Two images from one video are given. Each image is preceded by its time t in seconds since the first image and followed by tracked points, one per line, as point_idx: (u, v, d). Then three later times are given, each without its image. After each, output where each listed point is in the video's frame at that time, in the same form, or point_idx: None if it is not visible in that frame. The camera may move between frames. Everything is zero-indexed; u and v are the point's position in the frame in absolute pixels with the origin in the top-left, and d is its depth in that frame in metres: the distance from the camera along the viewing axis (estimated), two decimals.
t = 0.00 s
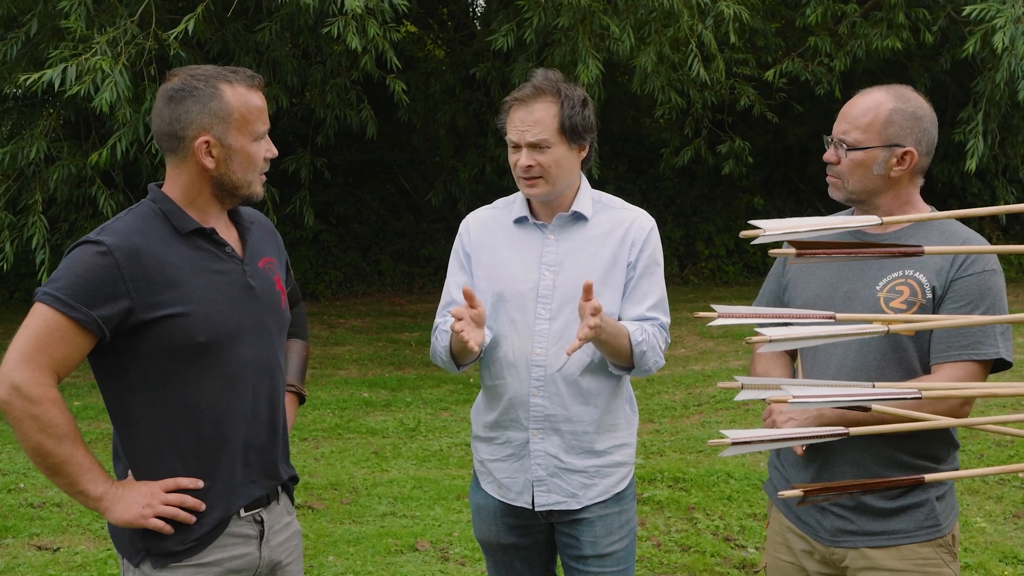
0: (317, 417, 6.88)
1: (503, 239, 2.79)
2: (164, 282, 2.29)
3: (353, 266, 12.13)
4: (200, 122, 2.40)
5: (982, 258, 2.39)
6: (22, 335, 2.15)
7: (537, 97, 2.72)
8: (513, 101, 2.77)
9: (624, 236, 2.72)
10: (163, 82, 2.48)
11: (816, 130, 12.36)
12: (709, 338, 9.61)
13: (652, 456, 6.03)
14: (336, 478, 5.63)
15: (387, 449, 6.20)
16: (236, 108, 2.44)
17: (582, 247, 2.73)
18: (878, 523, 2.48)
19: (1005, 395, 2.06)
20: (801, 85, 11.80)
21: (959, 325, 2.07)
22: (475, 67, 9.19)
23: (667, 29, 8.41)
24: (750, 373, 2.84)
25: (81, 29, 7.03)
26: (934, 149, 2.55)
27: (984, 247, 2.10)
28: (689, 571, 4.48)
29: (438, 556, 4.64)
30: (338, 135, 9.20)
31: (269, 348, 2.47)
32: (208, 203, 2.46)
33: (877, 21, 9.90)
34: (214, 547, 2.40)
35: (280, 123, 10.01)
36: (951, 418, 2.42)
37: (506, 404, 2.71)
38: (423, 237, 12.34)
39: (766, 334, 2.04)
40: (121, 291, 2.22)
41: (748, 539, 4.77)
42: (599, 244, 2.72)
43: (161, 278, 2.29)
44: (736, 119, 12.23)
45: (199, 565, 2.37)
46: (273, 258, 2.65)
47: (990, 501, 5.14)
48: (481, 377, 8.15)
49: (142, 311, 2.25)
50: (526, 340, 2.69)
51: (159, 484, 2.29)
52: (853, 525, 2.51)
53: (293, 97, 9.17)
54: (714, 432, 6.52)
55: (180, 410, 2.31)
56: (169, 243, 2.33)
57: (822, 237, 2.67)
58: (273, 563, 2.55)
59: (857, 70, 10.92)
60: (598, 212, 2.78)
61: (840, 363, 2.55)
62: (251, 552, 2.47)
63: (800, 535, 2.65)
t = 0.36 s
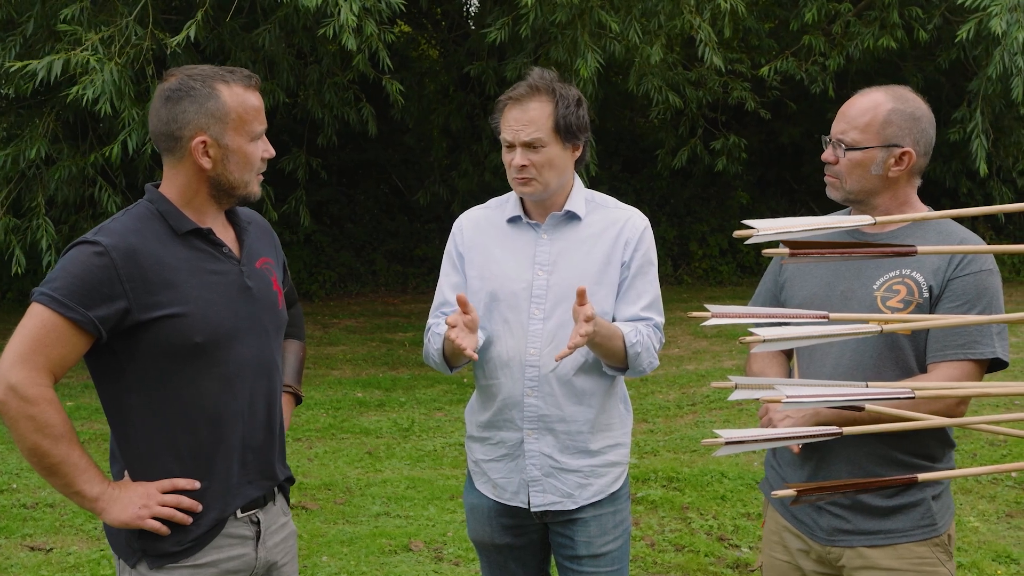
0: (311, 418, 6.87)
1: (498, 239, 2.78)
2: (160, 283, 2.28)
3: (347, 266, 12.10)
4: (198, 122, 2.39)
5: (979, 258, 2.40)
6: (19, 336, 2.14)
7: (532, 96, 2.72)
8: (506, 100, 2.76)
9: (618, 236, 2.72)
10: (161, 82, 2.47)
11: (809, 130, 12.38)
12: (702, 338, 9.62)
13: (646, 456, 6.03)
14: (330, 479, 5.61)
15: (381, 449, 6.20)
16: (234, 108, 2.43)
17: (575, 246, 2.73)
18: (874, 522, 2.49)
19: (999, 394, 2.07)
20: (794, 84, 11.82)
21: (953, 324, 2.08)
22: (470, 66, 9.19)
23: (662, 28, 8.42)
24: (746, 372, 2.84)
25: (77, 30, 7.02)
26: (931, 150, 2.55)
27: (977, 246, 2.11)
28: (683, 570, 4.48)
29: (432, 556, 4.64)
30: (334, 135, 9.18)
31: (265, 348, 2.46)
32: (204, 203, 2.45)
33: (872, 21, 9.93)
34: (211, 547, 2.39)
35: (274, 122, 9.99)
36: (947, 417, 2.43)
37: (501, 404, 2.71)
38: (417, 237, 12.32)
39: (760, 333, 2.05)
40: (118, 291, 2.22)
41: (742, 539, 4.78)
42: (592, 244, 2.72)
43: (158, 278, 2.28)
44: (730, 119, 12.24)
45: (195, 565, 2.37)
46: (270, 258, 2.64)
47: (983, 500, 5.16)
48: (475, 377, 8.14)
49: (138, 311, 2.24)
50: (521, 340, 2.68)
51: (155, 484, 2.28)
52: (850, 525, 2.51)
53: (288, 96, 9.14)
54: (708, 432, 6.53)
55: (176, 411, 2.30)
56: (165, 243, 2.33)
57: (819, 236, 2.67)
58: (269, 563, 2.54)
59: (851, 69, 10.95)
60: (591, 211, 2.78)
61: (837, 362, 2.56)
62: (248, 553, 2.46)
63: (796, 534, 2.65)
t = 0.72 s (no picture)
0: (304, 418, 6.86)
1: (495, 239, 2.78)
2: (171, 281, 2.28)
3: (340, 266, 12.08)
4: (207, 122, 2.38)
5: (973, 258, 2.40)
6: (32, 332, 2.15)
7: (525, 100, 2.71)
8: (500, 104, 2.75)
9: (615, 237, 2.72)
10: (172, 82, 2.47)
11: (802, 129, 12.40)
12: (696, 338, 9.63)
13: (640, 456, 6.04)
14: (324, 479, 5.60)
15: (375, 449, 6.19)
16: (243, 108, 2.41)
17: (571, 249, 2.73)
18: (869, 522, 2.49)
19: (992, 393, 2.08)
20: (788, 83, 11.84)
21: (947, 323, 2.08)
22: (467, 65, 9.19)
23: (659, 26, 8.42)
24: (741, 372, 2.85)
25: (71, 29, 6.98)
26: (926, 150, 2.56)
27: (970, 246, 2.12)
28: (678, 570, 4.49)
29: (426, 556, 4.63)
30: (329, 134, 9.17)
31: (276, 347, 2.45)
32: (216, 203, 2.45)
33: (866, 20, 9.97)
34: (220, 543, 2.38)
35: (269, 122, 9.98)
36: (943, 417, 2.43)
37: (498, 406, 2.70)
38: (411, 237, 12.31)
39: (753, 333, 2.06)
40: (128, 290, 2.21)
41: (736, 538, 4.78)
42: (589, 247, 2.72)
43: (168, 277, 2.28)
44: (724, 119, 12.25)
45: (206, 560, 2.36)
46: (283, 257, 2.62)
47: (976, 500, 5.17)
48: (469, 377, 8.13)
49: (148, 309, 2.24)
50: (518, 342, 2.68)
51: (166, 480, 2.28)
52: (844, 524, 2.52)
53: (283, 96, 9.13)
54: (702, 432, 6.53)
55: (186, 409, 2.29)
56: (176, 242, 2.32)
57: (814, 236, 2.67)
58: (278, 561, 2.53)
59: (845, 69, 10.98)
60: (588, 213, 2.77)
61: (832, 361, 2.56)
62: (258, 549, 2.45)
63: (790, 534, 2.66)
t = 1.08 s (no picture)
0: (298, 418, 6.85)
1: (493, 239, 2.78)
2: (184, 284, 2.28)
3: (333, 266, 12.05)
4: (221, 128, 2.38)
5: (966, 258, 2.41)
6: (52, 332, 2.19)
7: (521, 95, 2.72)
8: (497, 99, 2.76)
9: (615, 237, 2.72)
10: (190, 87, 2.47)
11: (796, 130, 12.42)
12: (690, 338, 9.64)
13: (634, 456, 6.04)
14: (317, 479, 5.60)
15: (369, 449, 6.19)
16: (257, 114, 2.40)
17: (569, 248, 2.72)
18: (862, 522, 2.50)
19: (984, 393, 2.08)
20: (782, 84, 11.87)
21: (939, 323, 2.09)
22: (464, 65, 9.19)
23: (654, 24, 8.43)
24: (734, 372, 2.85)
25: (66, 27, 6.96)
26: (919, 150, 2.56)
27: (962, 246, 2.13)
28: (671, 570, 4.49)
29: (420, 557, 4.63)
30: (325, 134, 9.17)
31: (292, 348, 2.42)
32: (233, 207, 2.43)
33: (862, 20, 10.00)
34: (236, 530, 2.37)
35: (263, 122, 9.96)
36: (936, 417, 2.44)
37: (496, 406, 2.70)
38: (405, 237, 12.30)
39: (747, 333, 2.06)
40: (142, 293, 2.23)
41: (729, 538, 4.79)
42: (587, 247, 2.71)
43: (183, 280, 2.28)
44: (718, 119, 12.27)
45: (223, 546, 2.35)
46: (303, 259, 2.59)
47: (969, 499, 5.19)
48: (463, 377, 8.13)
49: (162, 312, 2.25)
50: (515, 343, 2.69)
51: (180, 473, 2.29)
52: (837, 524, 2.52)
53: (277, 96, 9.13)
54: (696, 432, 6.54)
55: (198, 410, 2.30)
56: (192, 245, 2.31)
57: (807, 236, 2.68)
58: (290, 555, 2.52)
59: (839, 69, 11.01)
60: (587, 212, 2.77)
61: (824, 362, 2.57)
62: (272, 540, 2.44)
63: (784, 534, 2.66)
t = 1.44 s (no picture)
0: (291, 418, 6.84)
1: (490, 238, 2.78)
2: (161, 279, 2.27)
3: (327, 266, 12.03)
4: (202, 120, 2.37)
5: (958, 258, 2.42)
6: (23, 325, 2.17)
7: (518, 95, 2.72)
8: (495, 98, 2.77)
9: (610, 236, 2.72)
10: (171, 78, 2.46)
11: (789, 130, 12.44)
12: (684, 337, 9.65)
13: (627, 455, 6.04)
14: (311, 480, 5.59)
15: (362, 449, 6.18)
16: (239, 107, 2.39)
17: (566, 246, 2.72)
18: (854, 522, 2.50)
19: (977, 393, 2.08)
20: (776, 84, 11.89)
21: (930, 322, 2.10)
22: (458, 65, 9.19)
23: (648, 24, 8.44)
24: (727, 372, 2.85)
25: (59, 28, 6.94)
26: (911, 150, 2.57)
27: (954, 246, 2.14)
28: (665, 570, 4.49)
29: (413, 557, 4.63)
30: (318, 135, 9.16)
31: (269, 347, 2.42)
32: (212, 201, 2.43)
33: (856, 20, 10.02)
34: (207, 536, 2.36)
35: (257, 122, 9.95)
36: (928, 416, 2.44)
37: (491, 404, 2.70)
38: (398, 237, 12.29)
39: (740, 333, 2.07)
40: (119, 286, 2.22)
41: (723, 538, 4.79)
42: (583, 245, 2.71)
43: (160, 274, 2.27)
44: (712, 118, 12.28)
45: (193, 552, 2.35)
46: (282, 257, 2.59)
47: (962, 499, 5.20)
48: (457, 377, 8.12)
49: (139, 305, 2.25)
50: (511, 340, 2.68)
51: (152, 473, 2.28)
52: (829, 524, 2.53)
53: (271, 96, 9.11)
54: (689, 432, 6.54)
55: (175, 406, 2.29)
56: (168, 240, 2.31)
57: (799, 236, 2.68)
58: (268, 559, 2.51)
59: (833, 69, 11.04)
60: (584, 211, 2.77)
61: (817, 362, 2.57)
62: (245, 545, 2.43)
63: (775, 533, 2.66)
